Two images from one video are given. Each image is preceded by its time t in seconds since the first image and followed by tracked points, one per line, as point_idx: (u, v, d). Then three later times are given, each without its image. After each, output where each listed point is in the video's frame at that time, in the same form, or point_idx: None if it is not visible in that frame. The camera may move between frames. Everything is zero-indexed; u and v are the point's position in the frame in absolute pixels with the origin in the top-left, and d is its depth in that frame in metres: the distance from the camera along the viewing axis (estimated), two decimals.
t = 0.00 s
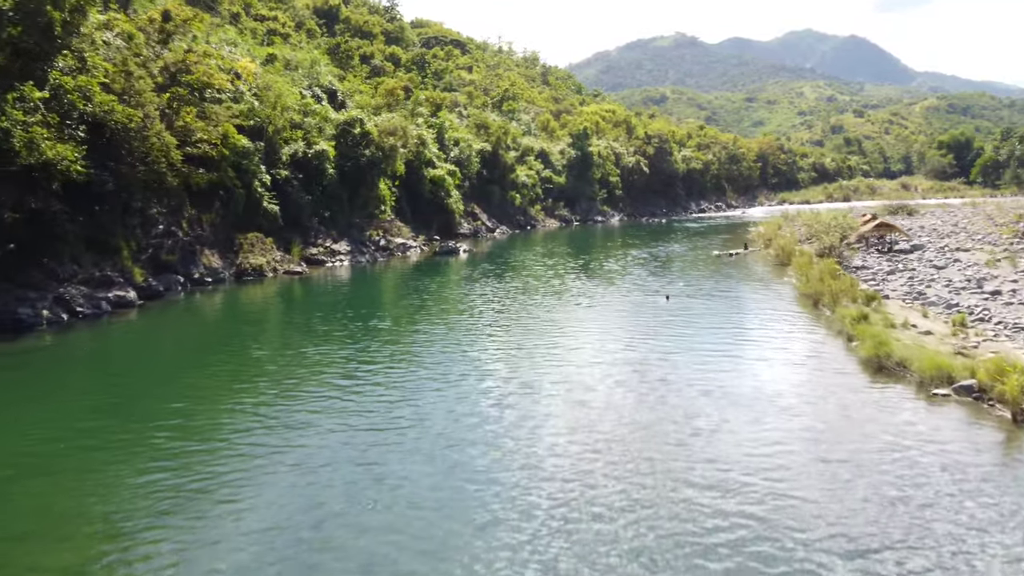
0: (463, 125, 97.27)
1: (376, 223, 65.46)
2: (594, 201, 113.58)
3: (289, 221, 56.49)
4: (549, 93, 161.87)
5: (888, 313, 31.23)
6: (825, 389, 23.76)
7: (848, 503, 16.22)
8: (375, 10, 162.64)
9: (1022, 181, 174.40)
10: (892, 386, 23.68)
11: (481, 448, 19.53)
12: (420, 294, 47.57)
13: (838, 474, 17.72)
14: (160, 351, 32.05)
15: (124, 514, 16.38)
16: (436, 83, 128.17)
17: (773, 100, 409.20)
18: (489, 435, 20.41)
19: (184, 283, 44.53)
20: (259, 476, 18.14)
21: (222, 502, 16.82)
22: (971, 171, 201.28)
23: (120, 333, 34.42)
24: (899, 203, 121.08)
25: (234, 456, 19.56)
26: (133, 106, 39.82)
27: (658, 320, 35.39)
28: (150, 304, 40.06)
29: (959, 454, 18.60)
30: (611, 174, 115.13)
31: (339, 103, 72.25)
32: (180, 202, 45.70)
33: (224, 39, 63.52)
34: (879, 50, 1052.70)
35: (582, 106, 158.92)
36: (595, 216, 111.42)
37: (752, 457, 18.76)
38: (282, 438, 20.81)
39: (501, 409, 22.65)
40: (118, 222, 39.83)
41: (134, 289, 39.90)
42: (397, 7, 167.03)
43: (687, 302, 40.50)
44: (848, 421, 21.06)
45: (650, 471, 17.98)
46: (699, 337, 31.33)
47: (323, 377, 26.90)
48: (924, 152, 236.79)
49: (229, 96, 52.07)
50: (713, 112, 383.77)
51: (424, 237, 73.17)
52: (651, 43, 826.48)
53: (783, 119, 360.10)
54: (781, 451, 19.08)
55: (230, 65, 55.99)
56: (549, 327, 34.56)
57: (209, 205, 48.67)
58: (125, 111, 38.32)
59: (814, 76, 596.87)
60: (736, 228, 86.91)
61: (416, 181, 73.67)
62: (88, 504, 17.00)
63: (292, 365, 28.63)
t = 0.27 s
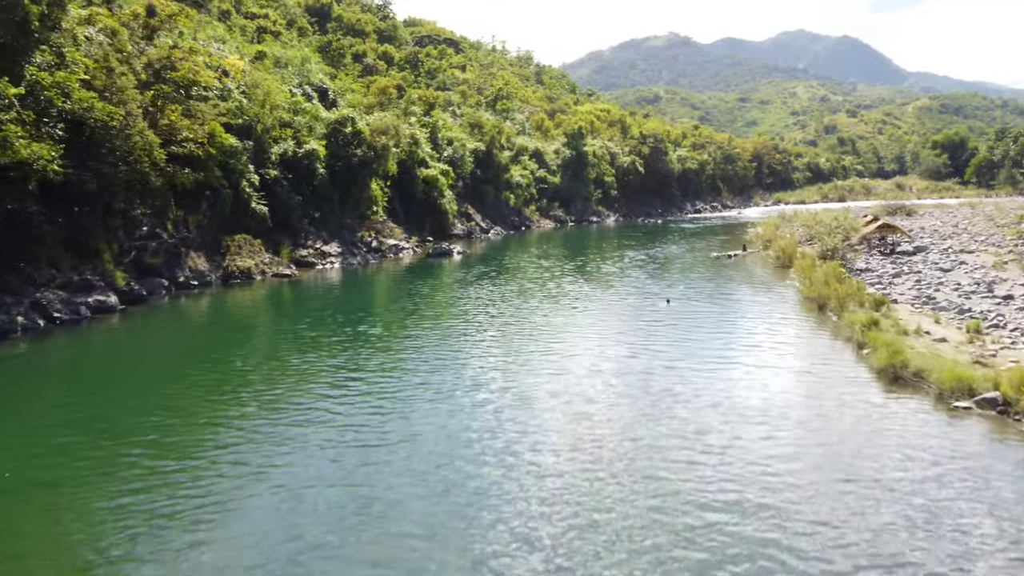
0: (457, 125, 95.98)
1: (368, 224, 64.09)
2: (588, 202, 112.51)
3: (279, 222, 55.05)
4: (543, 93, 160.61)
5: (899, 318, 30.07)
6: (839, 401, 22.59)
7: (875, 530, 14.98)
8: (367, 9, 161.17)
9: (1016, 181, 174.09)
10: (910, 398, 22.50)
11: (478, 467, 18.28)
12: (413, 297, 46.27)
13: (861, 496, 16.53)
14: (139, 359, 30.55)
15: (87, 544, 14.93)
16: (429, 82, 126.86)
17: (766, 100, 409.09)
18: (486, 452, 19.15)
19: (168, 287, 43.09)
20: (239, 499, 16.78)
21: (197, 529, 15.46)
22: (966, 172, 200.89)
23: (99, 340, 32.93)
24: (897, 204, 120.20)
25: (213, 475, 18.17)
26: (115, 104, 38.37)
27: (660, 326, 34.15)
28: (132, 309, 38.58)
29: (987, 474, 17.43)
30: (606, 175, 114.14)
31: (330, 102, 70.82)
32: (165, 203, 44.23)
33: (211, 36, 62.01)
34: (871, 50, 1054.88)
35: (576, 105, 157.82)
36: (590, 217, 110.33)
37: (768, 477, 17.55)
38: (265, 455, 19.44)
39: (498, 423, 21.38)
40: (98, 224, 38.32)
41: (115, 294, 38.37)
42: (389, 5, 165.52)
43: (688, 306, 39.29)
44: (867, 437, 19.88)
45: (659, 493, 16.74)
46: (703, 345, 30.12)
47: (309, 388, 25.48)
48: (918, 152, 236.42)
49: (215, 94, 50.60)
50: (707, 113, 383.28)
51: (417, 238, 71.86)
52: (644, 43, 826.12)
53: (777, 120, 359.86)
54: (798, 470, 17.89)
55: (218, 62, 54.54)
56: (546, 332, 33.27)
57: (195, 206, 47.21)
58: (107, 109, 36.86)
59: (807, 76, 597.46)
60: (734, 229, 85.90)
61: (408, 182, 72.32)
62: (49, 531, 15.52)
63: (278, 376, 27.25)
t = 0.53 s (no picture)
0: (451, 124, 94.68)
1: (359, 226, 62.70)
2: (583, 202, 111.28)
3: (267, 224, 53.68)
4: (537, 92, 159.41)
5: (911, 326, 28.89)
6: (854, 416, 21.40)
7: (905, 562, 13.84)
8: (359, 7, 159.64)
9: (1011, 181, 173.50)
10: (930, 413, 21.29)
11: (475, 491, 17.01)
12: (405, 301, 44.93)
13: (888, 524, 15.32)
14: (117, 367, 29.17)
15: None
16: (422, 82, 125.52)
17: (759, 100, 408.79)
18: (482, 474, 17.92)
19: (152, 291, 41.68)
20: (215, 528, 15.47)
21: (169, 560, 14.20)
22: (960, 172, 200.46)
23: (76, 348, 31.54)
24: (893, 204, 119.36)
25: (188, 500, 16.84)
26: (96, 103, 36.99)
27: (661, 332, 32.95)
28: (113, 315, 37.14)
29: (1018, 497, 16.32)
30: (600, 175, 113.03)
31: (321, 101, 69.45)
32: (148, 205, 42.83)
33: (199, 33, 60.57)
34: (863, 50, 1056.95)
35: (570, 104, 156.62)
36: (584, 218, 109.15)
37: (786, 501, 16.33)
38: (245, 477, 18.13)
39: (495, 442, 20.11)
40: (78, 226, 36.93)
41: (95, 299, 36.96)
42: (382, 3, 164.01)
43: (689, 311, 38.13)
44: (888, 455, 18.68)
45: (671, 521, 15.51)
46: (706, 354, 28.91)
47: (294, 401, 24.18)
48: (913, 152, 235.94)
49: (202, 92, 49.20)
50: (700, 113, 382.64)
51: (410, 240, 70.56)
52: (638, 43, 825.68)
53: (770, 120, 359.46)
54: (818, 493, 16.69)
55: (204, 60, 53.09)
56: (543, 340, 32.03)
57: (180, 207, 45.78)
58: (87, 108, 35.49)
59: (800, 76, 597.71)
60: (731, 231, 84.84)
61: (401, 182, 71.00)
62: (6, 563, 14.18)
63: (263, 387, 25.88)
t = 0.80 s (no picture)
0: (444, 124, 93.30)
1: (350, 227, 61.31)
2: (578, 202, 110.12)
3: (255, 226, 52.24)
4: (530, 91, 158.03)
5: (924, 333, 27.70)
6: (872, 431, 20.20)
7: None
8: (351, 6, 157.98)
9: (1006, 181, 173.02)
10: (951, 429, 20.12)
11: (471, 519, 15.75)
12: (397, 305, 43.53)
13: (920, 554, 14.12)
14: (94, 378, 27.79)
15: None
16: (415, 81, 124.03)
17: (752, 100, 408.29)
18: (479, 499, 16.68)
19: (133, 296, 40.28)
20: (188, 563, 14.20)
21: None
22: (955, 172, 199.88)
23: (52, 357, 30.13)
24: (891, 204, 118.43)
25: (161, 529, 15.56)
26: (75, 101, 35.61)
27: (662, 340, 31.71)
28: (92, 322, 35.76)
29: None
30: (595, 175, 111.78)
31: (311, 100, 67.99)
32: (131, 206, 41.38)
33: (185, 30, 59.04)
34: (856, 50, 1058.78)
35: (564, 104, 155.31)
36: (579, 219, 107.90)
37: (808, 529, 15.11)
38: (222, 503, 16.83)
39: (491, 462, 18.86)
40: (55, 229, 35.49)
41: (74, 305, 35.54)
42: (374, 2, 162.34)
43: (690, 317, 36.90)
44: (912, 476, 17.47)
45: (686, 552, 14.28)
46: (710, 364, 27.71)
47: (278, 416, 22.85)
48: (907, 152, 235.37)
49: (187, 90, 47.72)
50: (694, 112, 381.81)
51: (402, 242, 69.21)
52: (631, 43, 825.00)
53: (764, 120, 358.84)
54: (839, 519, 15.51)
55: (190, 57, 51.59)
56: (541, 348, 30.75)
57: (165, 208, 44.30)
58: (65, 106, 34.10)
59: (793, 76, 598.21)
60: (728, 232, 83.70)
61: (393, 183, 69.61)
62: None
63: (245, 401, 24.49)
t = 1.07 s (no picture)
0: (437, 123, 91.99)
1: (342, 228, 59.93)
2: (573, 203, 108.94)
3: (242, 228, 50.84)
4: (524, 91, 156.72)
5: (939, 341, 26.50)
6: (892, 448, 19.00)
7: None
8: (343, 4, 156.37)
9: (1000, 181, 172.60)
10: (976, 446, 18.93)
11: (467, 550, 14.52)
12: (389, 310, 42.14)
13: None
14: (69, 389, 26.40)
15: None
16: (408, 80, 122.59)
17: (746, 100, 407.84)
18: (476, 526, 15.46)
19: (114, 301, 38.84)
20: None
21: None
22: (949, 172, 199.50)
23: (25, 366, 28.73)
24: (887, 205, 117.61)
25: (131, 561, 14.29)
26: (53, 98, 34.18)
27: (664, 347, 30.51)
28: (69, 329, 34.34)
29: None
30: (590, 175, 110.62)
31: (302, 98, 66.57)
32: (112, 208, 39.98)
33: (171, 26, 57.56)
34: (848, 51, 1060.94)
35: (558, 103, 154.05)
36: (574, 219, 106.69)
37: (830, 559, 13.95)
38: (195, 532, 15.53)
39: (487, 484, 17.59)
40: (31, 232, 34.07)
41: (50, 311, 34.13)
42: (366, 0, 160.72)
43: (691, 323, 35.71)
44: (939, 498, 16.33)
45: None
46: (715, 373, 26.51)
47: (261, 431, 21.55)
48: (901, 152, 234.93)
49: (172, 88, 46.30)
50: (688, 113, 381.09)
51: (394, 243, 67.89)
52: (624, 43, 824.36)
53: (757, 120, 358.28)
54: (866, 548, 14.35)
55: (176, 54, 50.14)
56: (538, 356, 29.51)
57: (148, 210, 42.85)
58: (41, 103, 32.67)
59: (786, 76, 598.85)
60: (725, 233, 82.67)
61: (385, 183, 68.25)
62: None
63: (228, 415, 23.12)
